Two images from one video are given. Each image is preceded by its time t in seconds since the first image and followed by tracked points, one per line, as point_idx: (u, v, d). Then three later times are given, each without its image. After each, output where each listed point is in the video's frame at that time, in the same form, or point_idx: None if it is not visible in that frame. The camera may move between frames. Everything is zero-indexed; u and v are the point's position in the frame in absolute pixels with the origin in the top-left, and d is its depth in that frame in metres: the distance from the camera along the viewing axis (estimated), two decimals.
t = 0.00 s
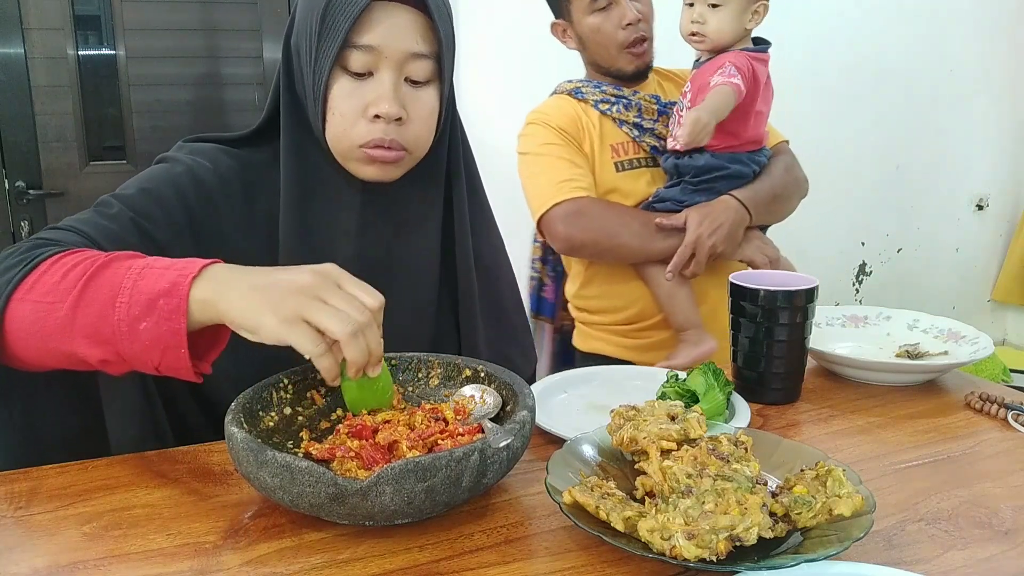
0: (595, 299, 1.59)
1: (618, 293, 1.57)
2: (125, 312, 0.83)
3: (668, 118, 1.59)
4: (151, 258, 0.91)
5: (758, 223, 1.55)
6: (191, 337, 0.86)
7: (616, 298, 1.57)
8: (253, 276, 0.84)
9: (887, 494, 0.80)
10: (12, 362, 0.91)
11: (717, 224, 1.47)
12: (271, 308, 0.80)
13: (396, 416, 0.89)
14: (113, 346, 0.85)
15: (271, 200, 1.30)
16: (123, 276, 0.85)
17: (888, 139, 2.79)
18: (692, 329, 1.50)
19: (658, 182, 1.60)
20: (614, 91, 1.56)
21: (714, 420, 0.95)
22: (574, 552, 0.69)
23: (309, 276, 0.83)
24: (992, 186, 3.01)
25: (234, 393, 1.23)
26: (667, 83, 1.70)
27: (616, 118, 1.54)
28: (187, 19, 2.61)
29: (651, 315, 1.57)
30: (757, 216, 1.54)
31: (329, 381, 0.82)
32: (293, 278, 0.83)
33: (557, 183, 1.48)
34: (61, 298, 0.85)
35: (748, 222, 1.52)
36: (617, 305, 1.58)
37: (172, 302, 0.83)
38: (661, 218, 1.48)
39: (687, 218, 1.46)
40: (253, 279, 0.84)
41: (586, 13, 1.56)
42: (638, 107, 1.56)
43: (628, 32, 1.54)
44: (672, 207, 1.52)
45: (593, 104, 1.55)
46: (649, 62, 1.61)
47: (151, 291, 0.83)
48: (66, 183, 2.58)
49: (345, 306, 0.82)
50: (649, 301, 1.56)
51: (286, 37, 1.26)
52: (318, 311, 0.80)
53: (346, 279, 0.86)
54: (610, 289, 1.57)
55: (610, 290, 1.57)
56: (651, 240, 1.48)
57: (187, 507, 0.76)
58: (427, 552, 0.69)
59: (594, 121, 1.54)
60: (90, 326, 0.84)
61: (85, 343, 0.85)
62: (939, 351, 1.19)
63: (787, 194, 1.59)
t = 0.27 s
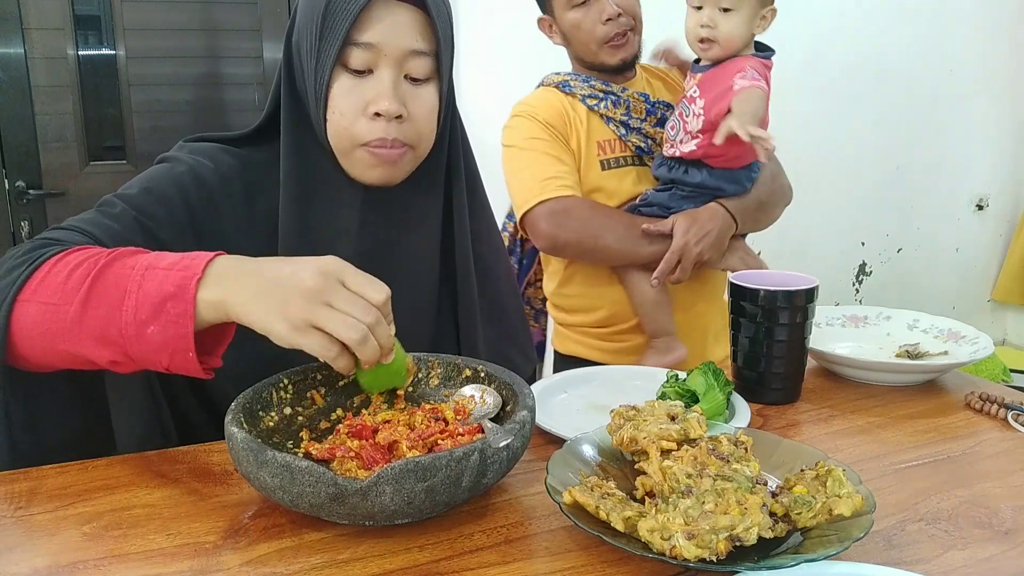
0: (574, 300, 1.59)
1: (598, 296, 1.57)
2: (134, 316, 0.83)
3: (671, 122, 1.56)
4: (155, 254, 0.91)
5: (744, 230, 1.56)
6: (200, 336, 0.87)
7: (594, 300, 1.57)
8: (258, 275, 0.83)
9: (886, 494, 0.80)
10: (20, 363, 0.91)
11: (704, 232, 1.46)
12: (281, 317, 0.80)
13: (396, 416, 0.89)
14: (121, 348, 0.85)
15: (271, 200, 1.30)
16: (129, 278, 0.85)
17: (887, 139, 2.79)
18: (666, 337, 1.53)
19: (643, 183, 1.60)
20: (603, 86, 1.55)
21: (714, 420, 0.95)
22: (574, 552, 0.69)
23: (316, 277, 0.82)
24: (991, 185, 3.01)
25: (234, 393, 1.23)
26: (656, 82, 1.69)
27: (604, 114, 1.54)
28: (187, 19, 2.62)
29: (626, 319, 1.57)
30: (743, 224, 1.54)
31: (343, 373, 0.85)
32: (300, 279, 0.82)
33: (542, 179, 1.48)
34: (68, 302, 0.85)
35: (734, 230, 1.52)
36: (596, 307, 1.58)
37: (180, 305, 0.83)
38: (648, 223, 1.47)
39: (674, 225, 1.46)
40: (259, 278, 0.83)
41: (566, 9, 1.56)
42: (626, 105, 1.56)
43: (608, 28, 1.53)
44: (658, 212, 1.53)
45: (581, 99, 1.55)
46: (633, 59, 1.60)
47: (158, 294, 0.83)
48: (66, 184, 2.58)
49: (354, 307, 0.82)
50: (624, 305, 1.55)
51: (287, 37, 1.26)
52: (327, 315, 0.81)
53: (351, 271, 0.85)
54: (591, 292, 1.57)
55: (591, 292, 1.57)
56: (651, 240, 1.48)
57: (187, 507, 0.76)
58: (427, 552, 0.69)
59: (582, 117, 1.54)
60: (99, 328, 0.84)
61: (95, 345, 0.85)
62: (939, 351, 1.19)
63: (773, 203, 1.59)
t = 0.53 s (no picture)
0: (588, 309, 1.59)
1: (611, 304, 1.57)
2: (127, 343, 0.81)
3: (691, 126, 1.55)
4: (143, 267, 0.88)
5: (763, 235, 1.57)
6: (197, 353, 0.85)
7: (609, 307, 1.57)
8: (235, 309, 0.79)
9: (887, 494, 0.80)
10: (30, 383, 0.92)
11: (718, 236, 1.46)
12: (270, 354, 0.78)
13: (396, 416, 0.89)
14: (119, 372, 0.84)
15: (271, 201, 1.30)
16: (118, 303, 0.83)
17: (887, 139, 2.79)
18: (678, 346, 1.51)
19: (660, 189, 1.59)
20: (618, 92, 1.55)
21: (714, 420, 0.95)
22: (574, 552, 0.70)
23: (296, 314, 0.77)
24: (991, 185, 3.01)
25: (234, 394, 1.23)
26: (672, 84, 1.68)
27: (620, 120, 1.54)
28: (187, 19, 2.62)
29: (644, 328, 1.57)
30: (761, 228, 1.55)
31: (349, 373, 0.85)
32: (279, 319, 0.78)
33: (554, 188, 1.48)
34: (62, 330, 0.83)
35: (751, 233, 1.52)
36: (610, 314, 1.58)
37: (170, 333, 0.81)
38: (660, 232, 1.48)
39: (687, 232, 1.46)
40: (238, 312, 0.79)
41: (577, 13, 1.55)
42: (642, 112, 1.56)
43: (618, 32, 1.52)
44: (673, 218, 1.52)
45: (595, 105, 1.54)
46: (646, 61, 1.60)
47: (147, 321, 0.81)
48: (65, 184, 2.58)
49: (341, 336, 0.78)
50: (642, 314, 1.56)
51: (286, 37, 1.26)
52: (316, 350, 0.79)
53: (332, 291, 0.79)
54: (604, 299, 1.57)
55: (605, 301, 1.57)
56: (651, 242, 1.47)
57: (187, 507, 0.76)
58: (427, 552, 0.69)
59: (598, 122, 1.54)
60: (96, 355, 0.83)
61: (95, 371, 0.84)
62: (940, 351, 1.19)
63: (796, 206, 1.59)
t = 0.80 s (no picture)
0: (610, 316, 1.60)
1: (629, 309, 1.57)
2: (105, 368, 0.83)
3: (700, 119, 1.54)
4: (113, 286, 0.88)
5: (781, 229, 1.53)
6: (175, 368, 0.87)
7: (628, 313, 1.57)
8: (206, 331, 0.80)
9: (887, 494, 0.80)
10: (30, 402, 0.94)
11: (735, 231, 1.43)
12: (250, 370, 0.81)
13: (396, 416, 0.89)
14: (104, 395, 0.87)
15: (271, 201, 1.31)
16: (91, 328, 0.84)
17: (888, 139, 2.79)
18: (699, 350, 1.48)
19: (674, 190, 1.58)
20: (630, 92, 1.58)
21: (714, 420, 0.95)
22: (574, 552, 0.69)
23: (260, 339, 0.78)
24: (991, 185, 3.01)
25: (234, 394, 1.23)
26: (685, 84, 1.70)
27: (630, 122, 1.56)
28: (187, 19, 2.62)
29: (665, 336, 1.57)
30: (779, 222, 1.51)
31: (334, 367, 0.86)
32: (247, 343, 0.79)
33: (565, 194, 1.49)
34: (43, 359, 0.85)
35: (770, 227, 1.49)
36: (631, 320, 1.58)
37: (143, 357, 0.82)
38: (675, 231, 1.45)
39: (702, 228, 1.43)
40: (209, 334, 0.80)
41: (588, 11, 1.55)
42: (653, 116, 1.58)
43: (629, 32, 1.52)
44: (688, 216, 1.50)
45: (606, 106, 1.57)
46: (659, 63, 1.60)
47: (119, 346, 0.82)
48: (65, 184, 2.58)
49: (308, 351, 0.78)
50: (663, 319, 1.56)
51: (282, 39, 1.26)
52: (287, 361, 0.80)
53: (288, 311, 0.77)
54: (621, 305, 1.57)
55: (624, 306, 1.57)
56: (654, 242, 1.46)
57: (186, 507, 0.76)
58: (427, 552, 0.69)
59: (610, 126, 1.57)
60: (80, 380, 0.85)
61: (82, 393, 0.87)
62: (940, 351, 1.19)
63: (816, 201, 1.54)
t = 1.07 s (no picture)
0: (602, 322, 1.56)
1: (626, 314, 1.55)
2: (99, 378, 0.86)
3: (699, 118, 1.55)
4: (99, 295, 0.90)
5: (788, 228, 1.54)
6: (168, 369, 0.90)
7: (625, 318, 1.55)
8: (197, 331, 0.83)
9: (887, 494, 0.80)
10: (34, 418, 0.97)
11: (748, 228, 1.44)
12: (249, 359, 0.85)
13: (396, 416, 0.89)
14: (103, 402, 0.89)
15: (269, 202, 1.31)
16: (81, 341, 0.86)
17: (887, 138, 2.79)
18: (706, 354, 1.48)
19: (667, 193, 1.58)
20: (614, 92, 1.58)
21: (714, 420, 0.95)
22: (574, 552, 0.70)
23: (250, 329, 0.81)
24: (991, 185, 3.01)
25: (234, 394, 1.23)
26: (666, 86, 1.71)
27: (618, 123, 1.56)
28: (187, 19, 2.62)
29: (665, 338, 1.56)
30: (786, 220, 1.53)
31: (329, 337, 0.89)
32: (240, 335, 0.82)
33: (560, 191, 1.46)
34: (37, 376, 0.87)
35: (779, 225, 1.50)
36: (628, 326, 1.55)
37: (135, 362, 0.85)
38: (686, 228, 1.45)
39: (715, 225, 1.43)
40: (200, 332, 0.83)
41: (567, 10, 1.55)
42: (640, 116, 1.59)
43: (611, 31, 1.53)
44: (696, 215, 1.50)
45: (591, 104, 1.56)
46: (639, 66, 1.61)
47: (109, 355, 0.85)
48: (65, 184, 2.58)
49: (298, 332, 0.82)
50: (664, 321, 1.55)
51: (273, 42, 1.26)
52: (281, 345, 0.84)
53: (272, 297, 0.80)
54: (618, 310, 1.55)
55: (620, 311, 1.54)
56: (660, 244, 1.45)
57: (187, 507, 0.76)
58: (427, 552, 0.69)
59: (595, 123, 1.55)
60: (77, 391, 0.88)
61: (80, 404, 0.90)
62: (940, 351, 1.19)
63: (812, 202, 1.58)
